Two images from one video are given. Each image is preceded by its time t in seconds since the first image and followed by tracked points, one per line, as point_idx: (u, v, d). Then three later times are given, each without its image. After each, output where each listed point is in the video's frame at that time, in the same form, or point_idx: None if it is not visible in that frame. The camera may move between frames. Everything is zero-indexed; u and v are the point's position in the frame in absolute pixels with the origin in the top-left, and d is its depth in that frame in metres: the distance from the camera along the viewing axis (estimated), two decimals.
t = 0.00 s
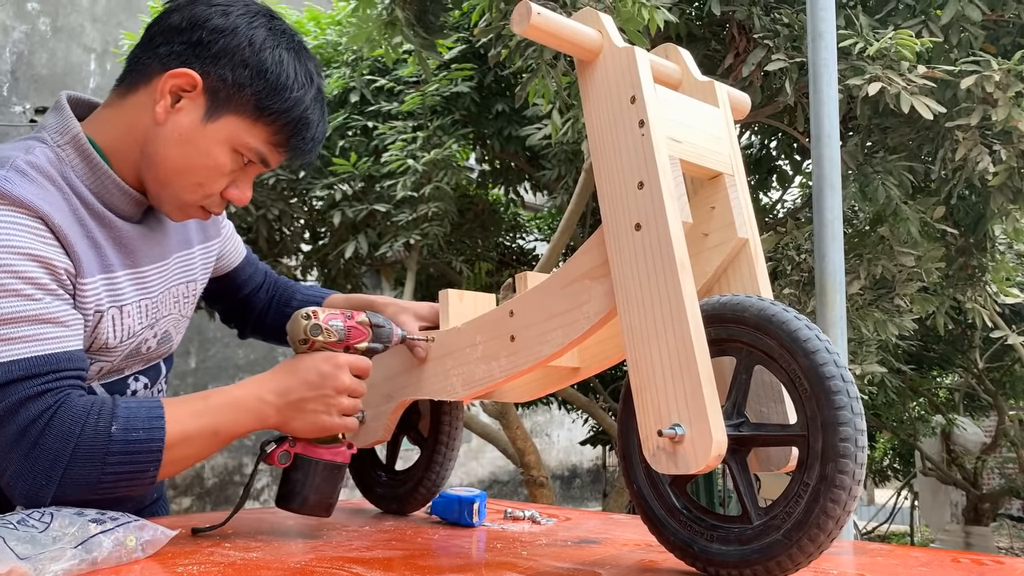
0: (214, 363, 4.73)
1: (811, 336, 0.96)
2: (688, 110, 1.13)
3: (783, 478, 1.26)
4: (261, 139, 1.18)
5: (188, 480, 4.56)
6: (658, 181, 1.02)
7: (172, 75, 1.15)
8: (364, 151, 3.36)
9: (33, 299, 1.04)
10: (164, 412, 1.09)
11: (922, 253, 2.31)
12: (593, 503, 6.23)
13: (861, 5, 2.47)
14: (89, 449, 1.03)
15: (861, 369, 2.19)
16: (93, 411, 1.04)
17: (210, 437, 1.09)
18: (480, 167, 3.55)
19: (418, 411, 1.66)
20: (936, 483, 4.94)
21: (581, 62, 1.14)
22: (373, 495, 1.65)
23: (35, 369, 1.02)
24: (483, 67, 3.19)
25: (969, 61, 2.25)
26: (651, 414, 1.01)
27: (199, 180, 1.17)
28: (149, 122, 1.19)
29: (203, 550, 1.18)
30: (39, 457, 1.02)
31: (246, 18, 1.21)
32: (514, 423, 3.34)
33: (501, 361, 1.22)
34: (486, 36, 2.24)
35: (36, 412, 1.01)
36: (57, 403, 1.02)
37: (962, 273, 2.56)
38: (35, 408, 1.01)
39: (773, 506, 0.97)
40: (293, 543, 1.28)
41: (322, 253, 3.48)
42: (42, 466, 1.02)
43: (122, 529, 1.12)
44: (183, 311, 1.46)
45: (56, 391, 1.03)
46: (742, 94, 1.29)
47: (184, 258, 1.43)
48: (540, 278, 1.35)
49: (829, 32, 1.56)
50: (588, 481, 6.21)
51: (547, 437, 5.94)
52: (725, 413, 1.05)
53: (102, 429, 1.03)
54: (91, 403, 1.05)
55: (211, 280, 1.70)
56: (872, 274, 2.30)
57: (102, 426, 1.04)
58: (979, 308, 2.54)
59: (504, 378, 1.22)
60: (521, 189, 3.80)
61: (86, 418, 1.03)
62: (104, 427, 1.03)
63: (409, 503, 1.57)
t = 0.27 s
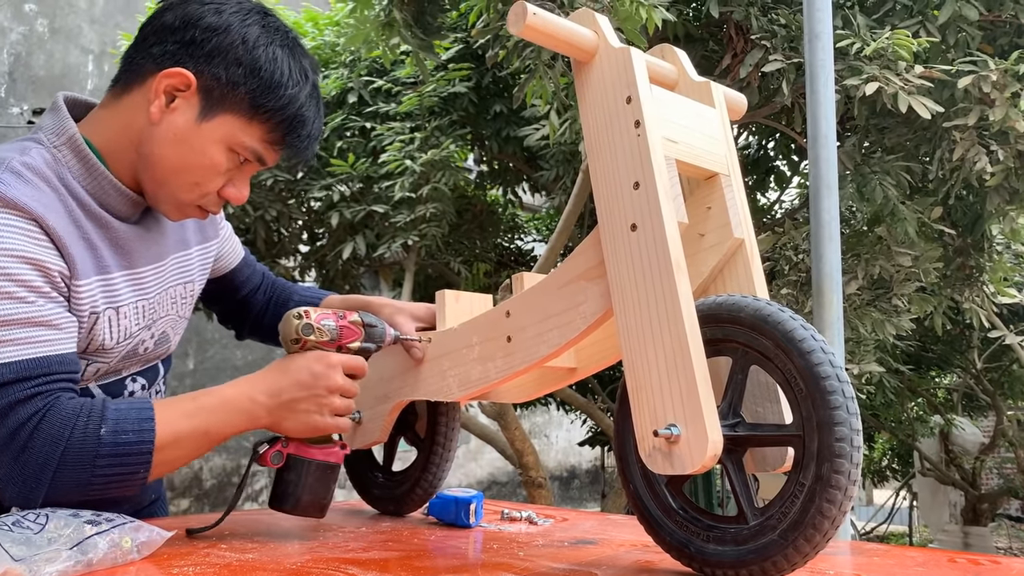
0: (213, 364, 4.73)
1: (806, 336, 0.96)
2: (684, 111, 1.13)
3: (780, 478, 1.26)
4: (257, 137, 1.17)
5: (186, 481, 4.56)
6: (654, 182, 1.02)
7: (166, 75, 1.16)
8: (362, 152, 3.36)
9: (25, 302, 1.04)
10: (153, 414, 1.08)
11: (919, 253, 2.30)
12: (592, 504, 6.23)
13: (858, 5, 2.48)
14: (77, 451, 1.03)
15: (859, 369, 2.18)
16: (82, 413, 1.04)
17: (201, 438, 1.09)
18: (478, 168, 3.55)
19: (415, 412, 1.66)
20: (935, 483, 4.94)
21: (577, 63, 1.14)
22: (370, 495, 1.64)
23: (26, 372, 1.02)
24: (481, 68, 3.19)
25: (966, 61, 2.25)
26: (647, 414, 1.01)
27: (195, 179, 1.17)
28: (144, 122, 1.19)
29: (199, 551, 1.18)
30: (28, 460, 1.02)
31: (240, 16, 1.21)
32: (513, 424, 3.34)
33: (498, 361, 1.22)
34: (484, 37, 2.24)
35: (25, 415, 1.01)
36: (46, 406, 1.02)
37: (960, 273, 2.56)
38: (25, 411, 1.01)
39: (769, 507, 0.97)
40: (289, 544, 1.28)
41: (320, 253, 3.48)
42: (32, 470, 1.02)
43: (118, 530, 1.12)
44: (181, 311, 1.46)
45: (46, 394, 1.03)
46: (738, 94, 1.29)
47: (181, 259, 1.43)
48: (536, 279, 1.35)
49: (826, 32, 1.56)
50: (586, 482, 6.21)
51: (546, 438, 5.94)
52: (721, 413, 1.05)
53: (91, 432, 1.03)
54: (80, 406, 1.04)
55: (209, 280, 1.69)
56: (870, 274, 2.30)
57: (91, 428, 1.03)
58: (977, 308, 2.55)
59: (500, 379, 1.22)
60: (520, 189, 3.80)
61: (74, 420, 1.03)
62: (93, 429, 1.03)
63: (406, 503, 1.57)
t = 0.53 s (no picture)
0: (212, 363, 4.73)
1: (806, 334, 0.96)
2: (681, 106, 1.13)
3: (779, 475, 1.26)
4: (247, 159, 1.14)
5: (186, 480, 4.56)
6: (650, 179, 1.01)
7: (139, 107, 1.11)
8: (362, 150, 3.35)
9: (26, 302, 1.04)
10: (150, 412, 1.07)
11: (920, 250, 2.31)
12: (592, 502, 6.23)
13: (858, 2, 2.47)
14: (73, 449, 1.02)
15: (860, 367, 2.18)
16: (78, 410, 1.03)
17: (196, 434, 1.08)
18: (477, 166, 3.55)
19: (414, 410, 1.65)
20: (934, 481, 4.94)
21: (573, 59, 1.14)
22: (369, 493, 1.64)
23: (25, 370, 1.02)
24: (480, 66, 3.18)
25: (966, 58, 2.25)
26: (646, 413, 1.01)
27: (195, 201, 1.18)
28: (132, 149, 1.17)
29: (197, 550, 1.18)
30: (25, 457, 1.02)
31: (204, 30, 1.09)
32: (513, 422, 3.33)
33: (496, 360, 1.21)
34: (483, 35, 2.24)
35: (22, 412, 1.01)
36: (41, 405, 1.02)
37: (960, 271, 2.56)
38: (21, 409, 1.01)
39: (769, 505, 0.97)
40: (288, 541, 1.27)
41: (320, 252, 3.48)
42: (29, 467, 1.03)
43: (116, 529, 1.11)
44: (193, 309, 1.46)
45: (44, 391, 1.03)
46: (736, 88, 1.29)
47: (194, 257, 1.43)
48: (535, 277, 1.35)
49: (825, 30, 1.55)
50: (586, 480, 6.21)
51: (546, 436, 5.94)
52: (720, 411, 1.05)
53: (87, 429, 1.03)
54: (76, 403, 1.04)
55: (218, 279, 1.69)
56: (870, 272, 2.30)
57: (87, 425, 1.03)
58: (976, 307, 2.54)
59: (498, 378, 1.21)
60: (519, 187, 3.80)
61: (71, 417, 1.03)
62: (88, 426, 1.03)
63: (405, 501, 1.57)
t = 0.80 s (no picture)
0: (214, 360, 4.73)
1: (809, 330, 0.96)
2: (684, 103, 1.13)
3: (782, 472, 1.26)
4: (258, 179, 1.15)
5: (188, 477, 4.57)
6: (653, 175, 1.01)
7: (149, 133, 1.13)
8: (363, 147, 3.35)
9: (45, 301, 1.06)
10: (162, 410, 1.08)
11: (921, 248, 2.31)
12: (594, 500, 6.24)
13: None
14: (85, 447, 1.03)
15: (860, 364, 2.18)
16: (91, 408, 1.04)
17: (208, 435, 1.08)
18: (479, 163, 3.55)
19: (415, 407, 1.65)
20: (936, 479, 4.93)
21: (576, 55, 1.13)
22: (371, 490, 1.64)
23: (42, 367, 1.04)
24: (482, 63, 3.18)
25: (969, 55, 2.24)
26: (648, 409, 1.00)
27: (217, 216, 1.22)
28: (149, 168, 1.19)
29: (198, 547, 1.18)
30: (39, 454, 1.03)
31: (200, 61, 1.08)
32: (514, 420, 3.34)
33: (498, 356, 1.21)
34: (484, 31, 2.24)
35: (37, 410, 1.02)
36: (56, 402, 1.03)
37: (962, 269, 2.55)
38: (37, 405, 1.02)
39: (771, 502, 0.97)
40: (291, 538, 1.28)
41: (321, 249, 3.48)
42: (43, 464, 1.04)
43: (117, 526, 1.11)
44: (214, 309, 1.46)
45: (61, 388, 1.04)
46: (738, 85, 1.29)
47: (214, 257, 1.43)
48: (536, 274, 1.35)
49: (828, 26, 1.55)
50: (587, 478, 6.21)
51: (547, 434, 5.94)
52: (723, 407, 1.04)
53: (99, 427, 1.04)
54: (90, 401, 1.05)
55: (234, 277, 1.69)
56: (871, 269, 2.30)
57: (99, 424, 1.04)
58: (978, 304, 2.54)
59: (500, 374, 1.21)
60: (520, 185, 3.80)
61: (83, 416, 1.04)
62: (100, 425, 1.04)
63: (406, 498, 1.57)
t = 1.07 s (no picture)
0: (215, 361, 4.74)
1: (810, 331, 0.96)
2: (692, 108, 1.13)
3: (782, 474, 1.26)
4: (230, 144, 1.09)
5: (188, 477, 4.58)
6: (660, 178, 1.01)
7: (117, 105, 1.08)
8: (364, 148, 3.35)
9: (12, 288, 1.04)
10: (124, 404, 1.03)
11: (922, 249, 2.31)
12: (594, 500, 6.24)
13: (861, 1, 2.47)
14: (28, 435, 0.99)
15: (860, 365, 2.18)
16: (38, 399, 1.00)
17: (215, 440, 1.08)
18: (479, 164, 3.55)
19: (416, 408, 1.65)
20: (937, 480, 4.93)
21: (586, 59, 1.14)
22: (370, 490, 1.64)
23: None
24: (483, 64, 3.18)
25: (969, 57, 2.24)
26: (649, 408, 1.00)
27: (196, 188, 1.16)
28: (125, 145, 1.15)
29: (198, 547, 1.18)
30: None
31: (155, 25, 1.04)
32: (515, 420, 3.34)
33: (501, 357, 1.21)
34: (485, 32, 2.24)
35: None
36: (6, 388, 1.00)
37: (962, 270, 2.55)
38: None
39: (771, 502, 0.97)
40: (291, 539, 1.28)
41: (322, 250, 3.49)
42: None
43: (116, 526, 1.11)
44: (207, 299, 1.44)
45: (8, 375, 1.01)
46: (745, 95, 1.29)
47: (204, 246, 1.40)
48: (541, 275, 1.35)
49: (828, 27, 1.55)
50: (588, 478, 6.21)
51: (548, 434, 5.94)
52: (723, 408, 1.04)
53: (41, 418, 0.99)
54: (38, 390, 1.01)
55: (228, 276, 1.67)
56: (872, 270, 2.30)
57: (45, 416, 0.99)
58: (978, 305, 2.54)
59: (503, 374, 1.21)
60: (521, 186, 3.80)
61: (29, 403, 0.99)
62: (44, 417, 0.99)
63: (406, 499, 1.57)
